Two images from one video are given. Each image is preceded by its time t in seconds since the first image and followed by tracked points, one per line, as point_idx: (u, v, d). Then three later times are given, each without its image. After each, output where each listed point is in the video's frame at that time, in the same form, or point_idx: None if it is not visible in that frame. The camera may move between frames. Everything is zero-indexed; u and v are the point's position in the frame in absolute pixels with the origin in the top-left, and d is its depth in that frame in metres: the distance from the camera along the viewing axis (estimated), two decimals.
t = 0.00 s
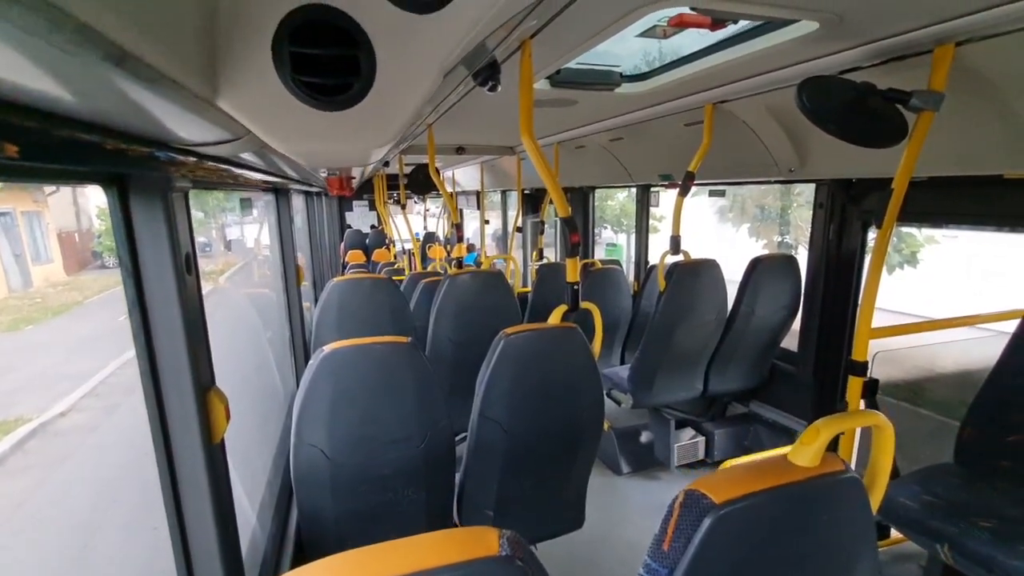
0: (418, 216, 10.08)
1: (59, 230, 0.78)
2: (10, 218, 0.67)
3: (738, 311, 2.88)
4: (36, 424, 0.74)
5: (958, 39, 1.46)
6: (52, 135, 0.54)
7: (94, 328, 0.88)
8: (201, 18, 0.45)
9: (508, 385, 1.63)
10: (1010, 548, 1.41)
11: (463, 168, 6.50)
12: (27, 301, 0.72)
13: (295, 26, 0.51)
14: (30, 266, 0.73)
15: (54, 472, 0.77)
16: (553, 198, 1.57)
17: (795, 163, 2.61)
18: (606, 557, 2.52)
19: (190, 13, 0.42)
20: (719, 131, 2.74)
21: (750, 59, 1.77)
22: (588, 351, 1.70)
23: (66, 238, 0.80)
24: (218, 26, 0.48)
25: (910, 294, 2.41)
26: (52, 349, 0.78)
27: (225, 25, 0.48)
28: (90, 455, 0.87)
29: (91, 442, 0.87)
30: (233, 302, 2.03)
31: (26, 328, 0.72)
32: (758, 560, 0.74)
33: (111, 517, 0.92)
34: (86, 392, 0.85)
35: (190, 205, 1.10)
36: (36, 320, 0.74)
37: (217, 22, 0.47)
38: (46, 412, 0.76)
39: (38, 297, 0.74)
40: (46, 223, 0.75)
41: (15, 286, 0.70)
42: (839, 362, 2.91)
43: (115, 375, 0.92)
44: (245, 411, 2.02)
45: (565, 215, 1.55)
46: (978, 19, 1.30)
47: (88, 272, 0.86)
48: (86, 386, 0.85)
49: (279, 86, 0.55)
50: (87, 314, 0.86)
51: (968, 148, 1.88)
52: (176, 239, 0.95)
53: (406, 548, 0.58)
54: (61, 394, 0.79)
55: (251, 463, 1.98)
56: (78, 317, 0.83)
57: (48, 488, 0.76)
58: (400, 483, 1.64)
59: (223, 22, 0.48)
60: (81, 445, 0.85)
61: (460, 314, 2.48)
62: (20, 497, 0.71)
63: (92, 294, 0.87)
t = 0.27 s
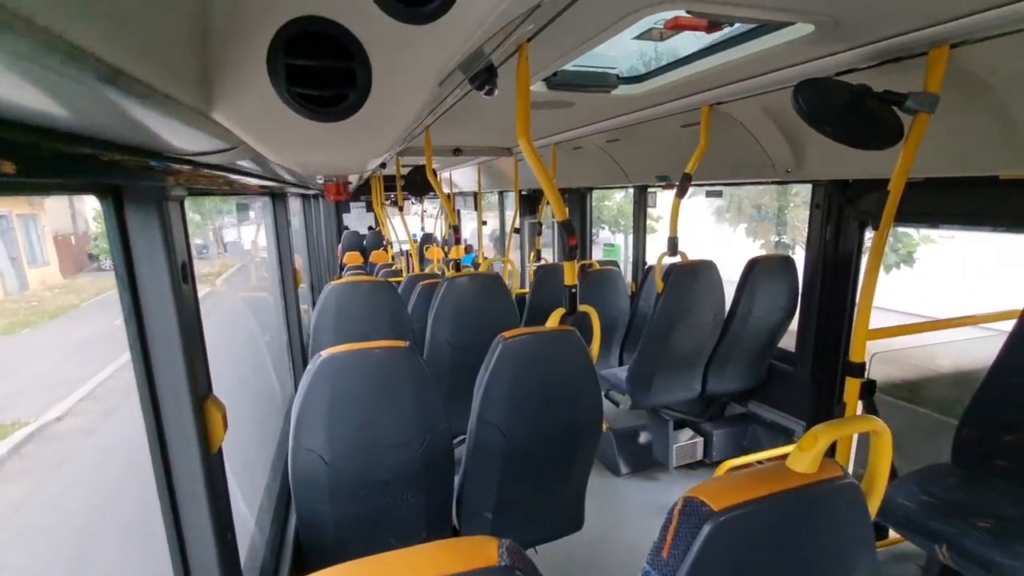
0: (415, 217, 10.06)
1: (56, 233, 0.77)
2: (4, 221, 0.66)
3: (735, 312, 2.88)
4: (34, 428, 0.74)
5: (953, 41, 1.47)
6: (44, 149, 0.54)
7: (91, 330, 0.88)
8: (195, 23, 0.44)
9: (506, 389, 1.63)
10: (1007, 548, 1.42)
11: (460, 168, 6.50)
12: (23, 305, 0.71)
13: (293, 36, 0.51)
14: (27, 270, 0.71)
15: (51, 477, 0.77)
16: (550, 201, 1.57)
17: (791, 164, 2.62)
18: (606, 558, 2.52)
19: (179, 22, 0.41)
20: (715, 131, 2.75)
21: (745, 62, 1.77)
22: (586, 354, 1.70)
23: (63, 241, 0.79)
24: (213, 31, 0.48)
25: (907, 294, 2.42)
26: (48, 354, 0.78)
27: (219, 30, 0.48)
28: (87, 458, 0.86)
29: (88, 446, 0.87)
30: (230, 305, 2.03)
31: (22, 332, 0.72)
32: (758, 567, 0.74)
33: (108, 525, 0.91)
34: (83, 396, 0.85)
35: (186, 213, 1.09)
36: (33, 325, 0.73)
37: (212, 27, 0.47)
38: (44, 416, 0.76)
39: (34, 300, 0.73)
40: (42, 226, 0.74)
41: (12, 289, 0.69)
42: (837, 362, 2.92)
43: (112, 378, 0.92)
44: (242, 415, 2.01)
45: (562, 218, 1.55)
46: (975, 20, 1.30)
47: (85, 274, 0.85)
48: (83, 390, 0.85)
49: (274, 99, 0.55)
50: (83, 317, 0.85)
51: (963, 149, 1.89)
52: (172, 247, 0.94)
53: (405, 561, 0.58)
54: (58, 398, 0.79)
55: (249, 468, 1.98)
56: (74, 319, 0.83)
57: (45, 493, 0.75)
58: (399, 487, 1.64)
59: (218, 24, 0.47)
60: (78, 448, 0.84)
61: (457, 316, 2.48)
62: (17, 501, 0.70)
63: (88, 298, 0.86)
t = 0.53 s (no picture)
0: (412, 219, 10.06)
1: (52, 237, 0.77)
2: None
3: (732, 312, 2.90)
4: (29, 433, 0.74)
5: (946, 44, 1.48)
6: (39, 162, 0.53)
7: (91, 333, 0.88)
8: (188, 34, 0.44)
9: (504, 392, 1.63)
10: (1002, 547, 1.43)
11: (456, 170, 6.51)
12: (19, 309, 0.71)
13: (286, 51, 0.51)
14: (22, 273, 0.71)
15: (46, 483, 0.77)
16: (547, 204, 1.58)
17: (787, 165, 2.63)
18: (605, 558, 2.53)
19: (170, 36, 0.41)
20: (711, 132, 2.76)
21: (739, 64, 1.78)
22: (584, 356, 1.70)
23: (59, 245, 0.78)
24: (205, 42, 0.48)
25: (902, 294, 2.43)
26: (44, 356, 0.78)
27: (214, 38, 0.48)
28: (85, 461, 0.87)
29: (85, 451, 0.87)
30: (227, 309, 2.03)
31: (17, 337, 0.72)
32: (754, 570, 0.75)
33: (107, 532, 0.91)
34: (81, 400, 0.85)
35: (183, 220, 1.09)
36: (29, 328, 0.73)
37: (206, 36, 0.47)
38: (39, 421, 0.76)
39: (30, 304, 0.73)
40: (38, 229, 0.73)
41: (7, 292, 0.69)
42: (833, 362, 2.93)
43: (109, 382, 0.92)
44: (241, 420, 2.01)
45: (559, 222, 1.56)
46: (971, 22, 1.30)
47: (80, 278, 0.84)
48: (80, 392, 0.85)
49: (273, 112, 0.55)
50: (79, 320, 0.85)
51: (956, 150, 1.90)
52: (170, 254, 0.95)
53: (404, 568, 0.58)
54: (54, 402, 0.79)
55: (247, 472, 1.98)
56: (70, 323, 0.82)
57: (40, 498, 0.75)
58: (397, 491, 1.64)
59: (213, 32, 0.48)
60: (75, 452, 0.84)
61: (455, 319, 2.48)
62: (13, 506, 0.70)
63: (85, 301, 0.86)
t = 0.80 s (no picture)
0: (407, 221, 10.05)
1: (44, 240, 0.72)
2: None
3: (727, 313, 2.92)
4: (23, 439, 0.74)
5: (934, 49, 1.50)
6: (37, 177, 0.53)
7: (82, 338, 0.87)
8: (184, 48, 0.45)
9: (500, 397, 1.64)
10: (993, 545, 1.45)
11: (451, 172, 6.51)
12: (9, 314, 0.69)
13: (283, 67, 0.52)
14: (12, 277, 0.68)
15: (39, 489, 0.77)
16: (541, 209, 1.59)
17: (779, 167, 2.65)
18: (602, 560, 2.54)
19: (166, 51, 0.42)
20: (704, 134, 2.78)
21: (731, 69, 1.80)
22: (579, 360, 1.71)
23: (51, 248, 0.74)
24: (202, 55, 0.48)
25: (893, 294, 2.46)
26: (38, 360, 0.77)
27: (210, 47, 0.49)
28: (78, 468, 0.87)
29: (79, 458, 0.87)
30: (222, 314, 2.02)
31: (7, 342, 0.70)
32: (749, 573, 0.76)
33: (102, 540, 0.91)
34: (74, 406, 0.86)
35: (178, 229, 1.10)
36: (20, 334, 0.72)
37: (203, 50, 0.48)
38: (33, 427, 0.75)
39: (22, 309, 0.71)
40: (30, 234, 0.69)
41: None
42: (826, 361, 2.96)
43: (103, 388, 0.91)
44: (236, 426, 2.01)
45: (554, 226, 1.57)
46: (961, 27, 1.32)
47: (74, 282, 0.83)
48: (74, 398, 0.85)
49: (272, 130, 0.55)
50: (72, 324, 0.84)
51: (945, 153, 1.92)
52: (166, 264, 0.95)
53: None
54: (48, 408, 0.79)
55: (244, 478, 1.97)
56: (63, 327, 0.81)
57: (33, 505, 0.75)
58: (394, 495, 1.65)
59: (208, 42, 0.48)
60: (69, 458, 0.84)
61: (451, 323, 2.49)
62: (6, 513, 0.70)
63: (79, 305, 0.84)
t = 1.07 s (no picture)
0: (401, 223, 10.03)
1: (34, 243, 0.71)
2: None
3: (721, 314, 2.94)
4: (12, 445, 0.72)
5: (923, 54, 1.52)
6: (30, 189, 0.53)
7: (73, 341, 0.86)
8: (175, 55, 0.44)
9: (495, 401, 1.65)
10: (984, 543, 1.47)
11: (445, 174, 6.50)
12: None
13: (277, 77, 0.52)
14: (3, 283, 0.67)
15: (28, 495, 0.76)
16: (535, 212, 1.59)
17: (771, 170, 2.67)
18: (598, 561, 2.55)
19: (156, 59, 0.42)
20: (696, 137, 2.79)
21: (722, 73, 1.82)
22: (574, 363, 1.72)
23: (41, 251, 0.73)
24: (194, 61, 0.48)
25: (884, 295, 2.48)
26: (29, 364, 0.76)
27: (202, 52, 0.49)
28: (70, 474, 0.85)
29: (70, 462, 0.85)
30: (215, 318, 2.01)
31: None
32: None
33: (93, 546, 0.90)
34: (66, 410, 0.84)
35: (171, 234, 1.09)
36: (10, 337, 0.70)
37: (195, 56, 0.48)
38: (22, 433, 0.74)
39: (12, 313, 0.70)
40: (19, 237, 0.68)
41: None
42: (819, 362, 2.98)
43: (93, 392, 0.91)
44: (230, 430, 2.00)
45: (548, 229, 1.57)
46: (950, 32, 1.33)
47: (63, 284, 0.82)
48: (64, 402, 0.84)
49: (266, 139, 0.55)
50: (62, 328, 0.83)
51: (934, 156, 1.94)
52: (160, 271, 0.95)
53: None
54: (37, 412, 0.77)
55: (237, 483, 1.96)
56: (54, 331, 0.80)
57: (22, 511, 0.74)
58: (389, 499, 1.64)
59: (200, 47, 0.48)
60: (61, 463, 0.83)
61: (446, 325, 2.48)
62: None
63: (68, 308, 0.84)
